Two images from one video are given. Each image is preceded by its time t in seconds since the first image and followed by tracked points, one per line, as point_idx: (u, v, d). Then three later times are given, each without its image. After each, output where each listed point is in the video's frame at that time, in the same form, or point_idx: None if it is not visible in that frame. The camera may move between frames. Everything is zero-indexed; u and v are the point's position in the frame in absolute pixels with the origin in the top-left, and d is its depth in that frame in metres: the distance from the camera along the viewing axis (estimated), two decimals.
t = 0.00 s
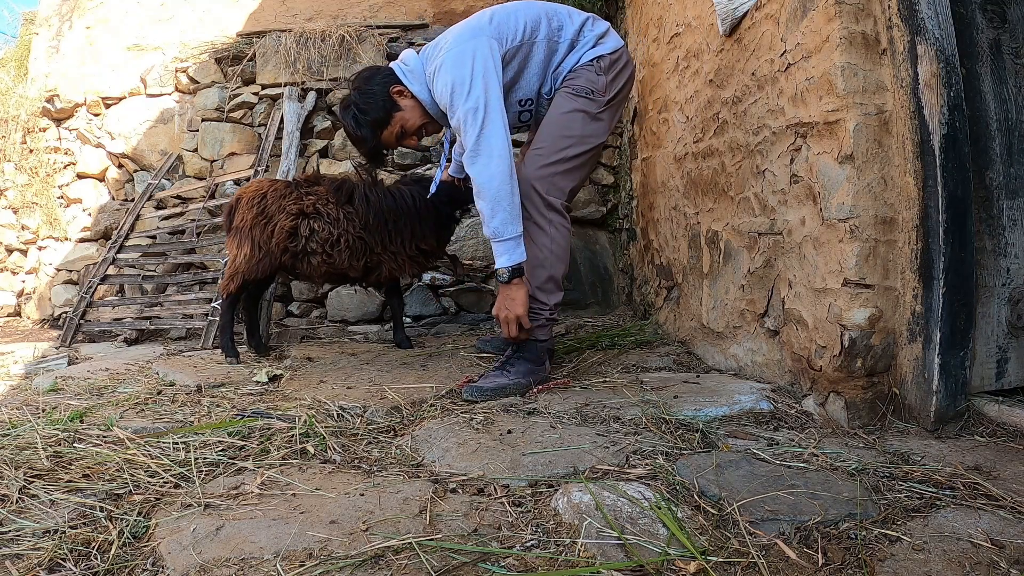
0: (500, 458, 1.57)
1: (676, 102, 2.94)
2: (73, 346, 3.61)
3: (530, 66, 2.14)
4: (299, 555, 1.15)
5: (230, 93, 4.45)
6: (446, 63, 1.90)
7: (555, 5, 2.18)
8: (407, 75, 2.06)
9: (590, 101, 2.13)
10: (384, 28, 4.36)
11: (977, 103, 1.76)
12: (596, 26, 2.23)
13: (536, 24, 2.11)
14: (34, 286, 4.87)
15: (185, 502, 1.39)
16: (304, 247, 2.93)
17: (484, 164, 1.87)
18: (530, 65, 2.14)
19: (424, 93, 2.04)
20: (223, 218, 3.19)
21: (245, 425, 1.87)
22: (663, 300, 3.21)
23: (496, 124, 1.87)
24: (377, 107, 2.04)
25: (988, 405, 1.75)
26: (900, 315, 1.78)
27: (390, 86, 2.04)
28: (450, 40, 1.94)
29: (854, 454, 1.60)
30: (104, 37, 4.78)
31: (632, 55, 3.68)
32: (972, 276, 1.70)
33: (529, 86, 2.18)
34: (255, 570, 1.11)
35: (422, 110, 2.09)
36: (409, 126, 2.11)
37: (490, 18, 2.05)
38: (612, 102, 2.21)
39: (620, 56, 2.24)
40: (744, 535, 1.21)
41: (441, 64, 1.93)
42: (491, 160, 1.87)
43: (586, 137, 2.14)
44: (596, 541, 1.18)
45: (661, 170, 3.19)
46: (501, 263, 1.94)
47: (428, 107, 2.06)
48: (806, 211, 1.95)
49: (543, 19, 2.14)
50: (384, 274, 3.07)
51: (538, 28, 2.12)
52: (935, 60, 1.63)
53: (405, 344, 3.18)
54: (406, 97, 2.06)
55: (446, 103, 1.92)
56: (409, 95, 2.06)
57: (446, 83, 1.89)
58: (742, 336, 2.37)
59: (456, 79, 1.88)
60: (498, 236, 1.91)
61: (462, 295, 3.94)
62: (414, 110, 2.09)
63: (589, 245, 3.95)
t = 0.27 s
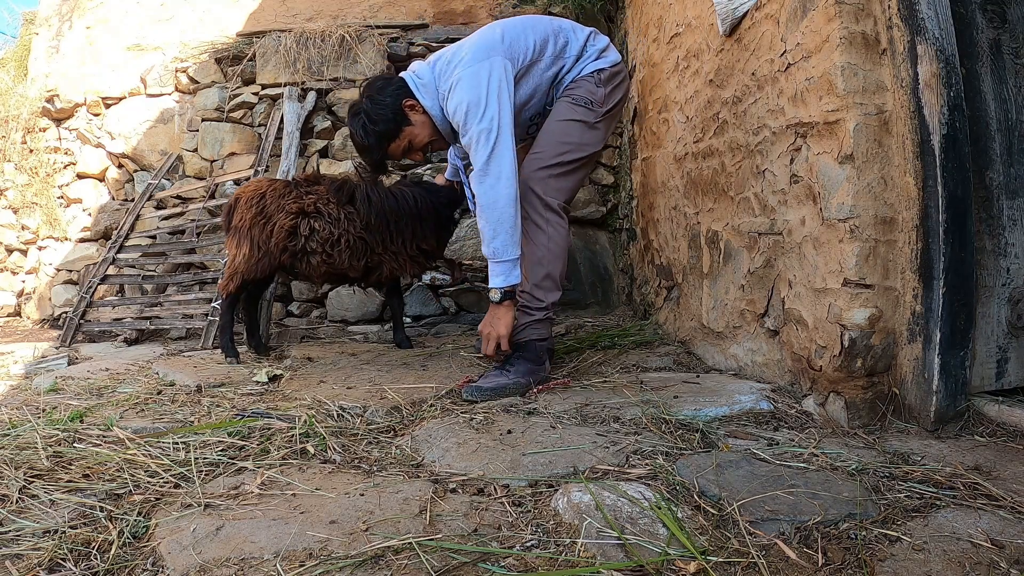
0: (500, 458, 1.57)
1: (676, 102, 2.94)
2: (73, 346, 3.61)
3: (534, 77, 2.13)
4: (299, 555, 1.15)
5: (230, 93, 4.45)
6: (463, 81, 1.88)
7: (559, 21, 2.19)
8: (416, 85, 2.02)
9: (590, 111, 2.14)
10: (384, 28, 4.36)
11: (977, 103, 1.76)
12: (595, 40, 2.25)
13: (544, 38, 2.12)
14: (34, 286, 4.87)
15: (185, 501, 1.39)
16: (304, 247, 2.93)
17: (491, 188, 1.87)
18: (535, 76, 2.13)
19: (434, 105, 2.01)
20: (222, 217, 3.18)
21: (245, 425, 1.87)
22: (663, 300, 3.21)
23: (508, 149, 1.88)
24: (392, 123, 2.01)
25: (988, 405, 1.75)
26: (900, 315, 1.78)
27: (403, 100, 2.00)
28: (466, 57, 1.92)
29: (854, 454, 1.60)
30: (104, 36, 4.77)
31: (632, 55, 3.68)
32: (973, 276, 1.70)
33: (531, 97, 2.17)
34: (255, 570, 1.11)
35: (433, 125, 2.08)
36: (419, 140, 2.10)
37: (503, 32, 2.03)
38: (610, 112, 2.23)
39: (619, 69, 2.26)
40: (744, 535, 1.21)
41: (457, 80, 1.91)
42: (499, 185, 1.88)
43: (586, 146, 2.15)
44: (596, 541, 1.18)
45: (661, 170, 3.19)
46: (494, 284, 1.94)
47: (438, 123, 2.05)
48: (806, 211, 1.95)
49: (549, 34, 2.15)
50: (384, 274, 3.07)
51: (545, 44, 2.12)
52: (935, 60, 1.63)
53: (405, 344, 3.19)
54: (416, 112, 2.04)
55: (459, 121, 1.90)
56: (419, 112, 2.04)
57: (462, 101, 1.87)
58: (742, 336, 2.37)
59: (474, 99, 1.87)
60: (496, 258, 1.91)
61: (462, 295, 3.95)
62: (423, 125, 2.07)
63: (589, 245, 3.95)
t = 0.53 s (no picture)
0: (500, 458, 1.57)
1: (676, 102, 2.94)
2: (73, 346, 3.61)
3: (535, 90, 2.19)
4: (299, 555, 1.15)
5: (230, 93, 4.45)
6: (501, 85, 1.95)
7: (566, 41, 2.30)
8: (433, 86, 2.00)
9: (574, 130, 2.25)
10: (384, 28, 4.36)
11: (977, 103, 1.76)
12: (598, 65, 2.36)
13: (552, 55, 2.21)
14: (34, 286, 4.87)
15: (185, 501, 1.39)
16: (306, 247, 2.93)
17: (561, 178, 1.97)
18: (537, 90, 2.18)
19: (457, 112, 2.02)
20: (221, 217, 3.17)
21: (245, 425, 1.87)
22: (663, 300, 3.21)
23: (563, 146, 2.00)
24: (406, 122, 1.95)
25: (988, 405, 1.75)
26: (900, 315, 1.78)
27: (419, 99, 1.97)
28: (495, 64, 1.99)
29: (854, 454, 1.60)
30: (104, 37, 4.77)
31: (632, 55, 3.68)
32: (972, 276, 1.70)
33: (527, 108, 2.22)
34: (255, 570, 1.11)
35: (444, 130, 2.05)
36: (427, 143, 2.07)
37: (518, 45, 2.11)
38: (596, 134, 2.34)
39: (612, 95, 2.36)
40: (744, 535, 1.21)
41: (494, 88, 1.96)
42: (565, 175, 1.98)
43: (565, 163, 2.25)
44: (596, 541, 1.18)
45: (661, 170, 3.19)
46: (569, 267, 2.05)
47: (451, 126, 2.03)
48: (806, 211, 1.95)
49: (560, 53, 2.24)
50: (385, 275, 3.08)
51: (558, 62, 2.22)
52: (935, 60, 1.62)
53: (405, 344, 3.19)
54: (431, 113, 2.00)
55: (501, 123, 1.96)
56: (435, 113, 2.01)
57: (505, 104, 1.94)
58: (742, 336, 2.37)
59: (517, 101, 1.94)
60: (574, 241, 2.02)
61: (462, 295, 3.95)
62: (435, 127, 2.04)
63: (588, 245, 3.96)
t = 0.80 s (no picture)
0: (500, 458, 1.57)
1: (676, 102, 2.94)
2: (73, 346, 3.61)
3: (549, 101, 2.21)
4: (299, 555, 1.15)
5: (230, 93, 4.45)
6: (532, 98, 1.99)
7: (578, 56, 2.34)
8: (461, 87, 1.99)
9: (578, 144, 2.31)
10: (385, 28, 4.36)
11: (977, 103, 1.76)
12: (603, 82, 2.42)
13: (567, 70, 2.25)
14: (34, 286, 4.87)
15: (185, 502, 1.39)
16: (309, 248, 2.92)
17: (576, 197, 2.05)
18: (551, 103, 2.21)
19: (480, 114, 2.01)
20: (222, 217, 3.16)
21: (245, 425, 1.87)
22: (663, 300, 3.21)
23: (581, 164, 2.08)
24: (428, 122, 1.91)
25: (988, 405, 1.75)
26: (900, 315, 1.78)
27: (444, 103, 1.93)
28: (523, 76, 2.03)
29: (854, 454, 1.60)
30: (105, 37, 4.77)
31: (632, 55, 3.68)
32: (972, 276, 1.70)
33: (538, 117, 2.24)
34: (255, 570, 1.11)
35: (459, 136, 2.03)
36: (441, 147, 2.03)
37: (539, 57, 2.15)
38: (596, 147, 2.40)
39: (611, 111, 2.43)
40: (744, 535, 1.21)
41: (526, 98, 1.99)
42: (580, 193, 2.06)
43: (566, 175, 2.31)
44: (596, 541, 1.18)
45: (661, 170, 3.19)
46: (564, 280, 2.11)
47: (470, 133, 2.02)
48: (806, 211, 1.95)
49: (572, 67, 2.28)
50: (386, 275, 3.08)
51: (570, 77, 2.25)
52: (935, 60, 1.62)
53: (406, 344, 3.19)
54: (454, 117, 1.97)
55: (529, 135, 1.99)
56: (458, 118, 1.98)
57: (535, 117, 1.98)
58: (742, 336, 2.37)
59: (546, 117, 1.99)
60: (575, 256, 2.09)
61: (462, 295, 3.95)
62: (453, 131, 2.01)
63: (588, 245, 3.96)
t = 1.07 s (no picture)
0: (500, 458, 1.57)
1: (676, 102, 2.94)
2: (73, 346, 3.61)
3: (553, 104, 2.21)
4: (299, 555, 1.15)
5: (230, 93, 4.45)
6: (537, 101, 1.98)
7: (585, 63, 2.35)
8: (466, 86, 1.98)
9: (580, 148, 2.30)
10: (385, 28, 4.36)
11: (977, 103, 1.76)
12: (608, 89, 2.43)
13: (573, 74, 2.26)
14: (34, 286, 4.87)
15: (185, 501, 1.39)
16: (310, 248, 2.93)
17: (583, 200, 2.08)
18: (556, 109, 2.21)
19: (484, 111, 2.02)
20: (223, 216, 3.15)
21: (245, 425, 1.87)
22: (663, 299, 3.21)
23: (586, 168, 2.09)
24: (419, 116, 1.93)
25: (988, 405, 1.75)
26: (900, 315, 1.78)
27: (440, 102, 1.94)
28: (529, 78, 2.03)
29: (854, 454, 1.60)
30: (104, 36, 4.77)
31: (632, 55, 3.68)
32: (972, 276, 1.70)
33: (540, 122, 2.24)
34: (255, 570, 1.11)
35: (448, 136, 2.05)
36: (426, 144, 2.06)
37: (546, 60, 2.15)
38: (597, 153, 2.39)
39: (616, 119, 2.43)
40: (744, 535, 1.21)
41: (533, 101, 1.98)
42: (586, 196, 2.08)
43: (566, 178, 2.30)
44: (596, 541, 1.18)
45: (661, 170, 3.19)
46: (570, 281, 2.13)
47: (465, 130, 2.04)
48: (806, 211, 1.95)
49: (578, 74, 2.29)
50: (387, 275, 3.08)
51: (576, 83, 2.26)
52: (935, 60, 1.62)
53: (406, 344, 3.18)
54: (448, 115, 1.98)
55: (534, 138, 2.00)
56: (452, 118, 2.00)
57: (541, 121, 1.98)
58: (742, 336, 2.37)
59: (551, 121, 2.00)
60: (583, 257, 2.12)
61: (462, 295, 3.95)
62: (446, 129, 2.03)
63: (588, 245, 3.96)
